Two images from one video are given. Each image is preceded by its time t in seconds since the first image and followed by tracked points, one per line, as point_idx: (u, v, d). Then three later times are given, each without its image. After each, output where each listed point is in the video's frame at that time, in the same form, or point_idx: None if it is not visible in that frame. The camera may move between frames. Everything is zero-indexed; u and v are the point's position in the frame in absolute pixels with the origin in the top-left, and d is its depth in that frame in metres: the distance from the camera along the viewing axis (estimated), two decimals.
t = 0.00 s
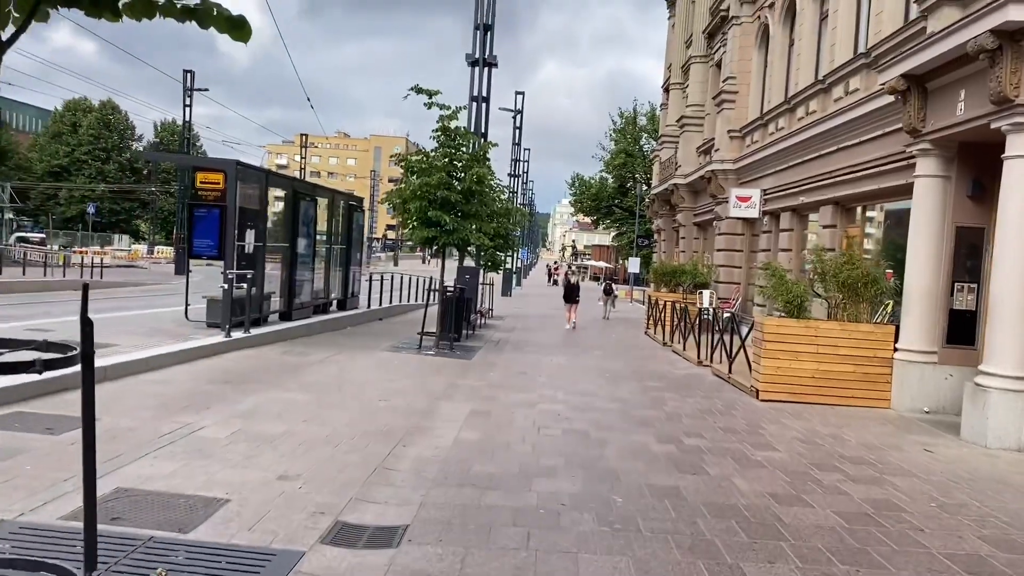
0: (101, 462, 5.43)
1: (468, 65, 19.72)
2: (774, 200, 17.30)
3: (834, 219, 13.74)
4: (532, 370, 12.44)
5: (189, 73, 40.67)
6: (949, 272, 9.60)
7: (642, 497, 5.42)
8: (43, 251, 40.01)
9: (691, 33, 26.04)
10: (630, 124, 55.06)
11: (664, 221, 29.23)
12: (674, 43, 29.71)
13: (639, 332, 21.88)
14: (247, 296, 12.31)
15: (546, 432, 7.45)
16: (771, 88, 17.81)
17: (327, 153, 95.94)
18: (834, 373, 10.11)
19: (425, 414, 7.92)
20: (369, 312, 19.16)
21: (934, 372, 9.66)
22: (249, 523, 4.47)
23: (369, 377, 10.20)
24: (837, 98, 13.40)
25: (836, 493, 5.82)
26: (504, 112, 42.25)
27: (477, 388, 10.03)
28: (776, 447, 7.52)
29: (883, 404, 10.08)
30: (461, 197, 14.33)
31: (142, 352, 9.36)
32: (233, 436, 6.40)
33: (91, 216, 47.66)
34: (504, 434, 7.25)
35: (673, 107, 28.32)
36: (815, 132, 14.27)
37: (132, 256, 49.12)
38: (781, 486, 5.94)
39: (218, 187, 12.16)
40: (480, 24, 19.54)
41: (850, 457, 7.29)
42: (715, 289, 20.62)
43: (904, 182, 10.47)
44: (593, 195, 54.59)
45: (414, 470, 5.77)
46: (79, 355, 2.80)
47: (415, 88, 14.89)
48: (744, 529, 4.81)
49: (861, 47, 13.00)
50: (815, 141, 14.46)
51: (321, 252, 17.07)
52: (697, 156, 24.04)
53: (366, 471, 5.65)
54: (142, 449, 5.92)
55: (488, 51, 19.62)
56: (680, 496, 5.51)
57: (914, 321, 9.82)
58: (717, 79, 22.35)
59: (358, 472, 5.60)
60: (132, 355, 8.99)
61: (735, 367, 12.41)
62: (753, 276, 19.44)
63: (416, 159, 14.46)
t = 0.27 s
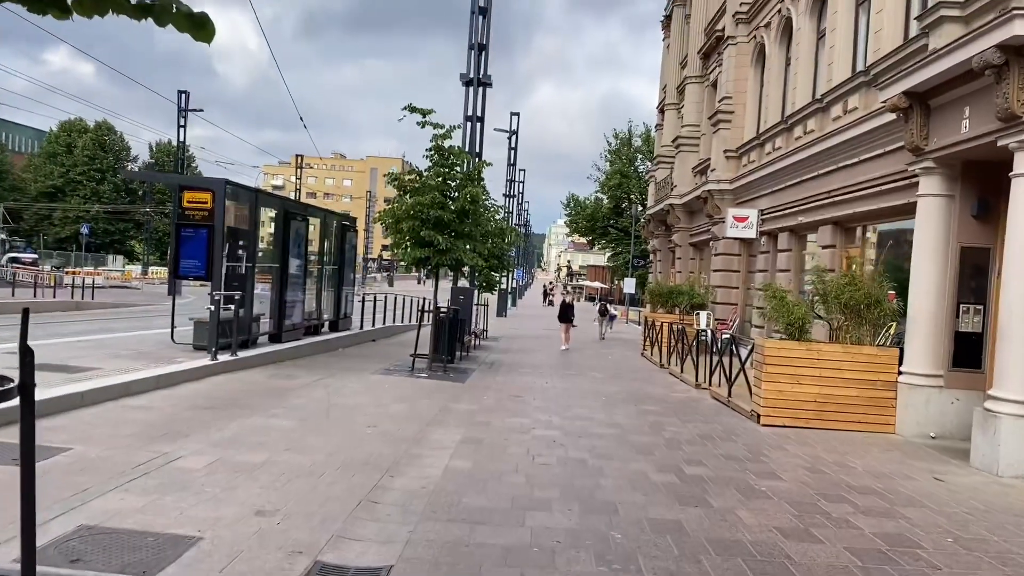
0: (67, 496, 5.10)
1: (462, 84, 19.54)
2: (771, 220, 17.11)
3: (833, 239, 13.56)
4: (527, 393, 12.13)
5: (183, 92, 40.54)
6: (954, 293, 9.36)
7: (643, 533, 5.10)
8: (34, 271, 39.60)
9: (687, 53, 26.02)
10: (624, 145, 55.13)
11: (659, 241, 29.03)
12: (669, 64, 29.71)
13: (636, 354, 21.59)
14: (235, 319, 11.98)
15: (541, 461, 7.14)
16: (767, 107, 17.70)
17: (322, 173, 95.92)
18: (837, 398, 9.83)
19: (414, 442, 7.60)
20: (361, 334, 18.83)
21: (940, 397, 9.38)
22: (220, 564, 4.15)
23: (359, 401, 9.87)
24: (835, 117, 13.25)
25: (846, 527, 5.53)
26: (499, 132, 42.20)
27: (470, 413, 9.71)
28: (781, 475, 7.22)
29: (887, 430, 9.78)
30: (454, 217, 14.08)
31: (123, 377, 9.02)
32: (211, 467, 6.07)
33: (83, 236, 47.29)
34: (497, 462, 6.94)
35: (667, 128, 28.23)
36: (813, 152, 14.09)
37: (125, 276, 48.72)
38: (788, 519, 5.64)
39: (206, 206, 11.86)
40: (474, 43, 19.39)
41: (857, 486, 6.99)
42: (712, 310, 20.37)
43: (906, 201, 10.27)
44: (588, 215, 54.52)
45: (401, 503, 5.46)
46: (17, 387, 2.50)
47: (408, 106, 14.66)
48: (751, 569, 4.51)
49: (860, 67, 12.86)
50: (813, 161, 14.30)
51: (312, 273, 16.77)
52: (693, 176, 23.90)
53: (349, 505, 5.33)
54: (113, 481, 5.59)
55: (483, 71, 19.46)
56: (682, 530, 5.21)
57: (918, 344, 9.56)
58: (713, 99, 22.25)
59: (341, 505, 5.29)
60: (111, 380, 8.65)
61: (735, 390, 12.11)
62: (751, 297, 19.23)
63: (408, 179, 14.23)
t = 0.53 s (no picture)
0: (38, 528, 4.80)
1: (459, 101, 19.38)
2: (772, 237, 16.92)
3: (835, 256, 13.37)
4: (524, 414, 11.83)
5: (179, 110, 40.44)
6: (963, 312, 9.13)
7: (649, 565, 4.81)
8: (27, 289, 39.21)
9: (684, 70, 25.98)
10: (622, 163, 55.16)
11: (658, 258, 28.84)
12: (666, 81, 29.69)
13: (635, 373, 21.31)
14: (225, 338, 11.70)
15: (540, 487, 6.85)
16: (767, 123, 17.58)
17: (320, 191, 95.91)
18: (844, 419, 9.54)
19: (408, 466, 7.31)
20: (355, 353, 18.53)
21: (949, 418, 9.12)
22: None
23: (352, 423, 9.59)
24: (837, 132, 13.10)
25: (863, 558, 5.25)
26: (497, 150, 42.15)
27: (466, 435, 9.42)
28: (790, 501, 6.94)
29: (895, 452, 9.49)
30: (451, 233, 13.86)
31: (107, 398, 8.73)
32: (194, 494, 5.77)
33: (78, 254, 46.98)
34: (494, 488, 6.66)
35: (665, 145, 28.14)
36: (815, 168, 13.94)
37: (119, 294, 48.34)
38: (800, 549, 5.36)
39: (197, 223, 11.62)
40: (471, 59, 19.26)
41: (869, 512, 6.71)
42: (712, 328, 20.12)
43: (912, 217, 10.08)
44: (585, 233, 54.41)
45: (393, 534, 5.17)
46: None
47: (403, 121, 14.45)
48: None
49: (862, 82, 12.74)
50: (814, 177, 14.13)
51: (306, 291, 16.50)
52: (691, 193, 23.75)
53: (336, 536, 5.04)
54: (88, 511, 5.29)
55: (480, 88, 19.33)
56: (690, 563, 4.92)
57: (926, 364, 9.31)
58: (711, 116, 22.16)
59: (330, 537, 5.00)
60: (95, 402, 8.36)
61: (737, 411, 11.82)
62: (751, 315, 19.01)
63: (404, 195, 14.02)
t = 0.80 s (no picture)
0: None
1: (457, 118, 19.17)
2: (774, 256, 16.65)
3: (841, 275, 13.09)
4: (522, 438, 11.45)
5: (177, 129, 40.31)
6: (976, 332, 8.82)
7: None
8: (22, 309, 38.85)
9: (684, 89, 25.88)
10: (621, 183, 55.10)
11: (658, 278, 28.55)
12: (666, 100, 29.62)
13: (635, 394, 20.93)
14: (214, 359, 11.36)
15: (537, 518, 6.48)
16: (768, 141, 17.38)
17: (318, 211, 95.81)
18: (854, 445, 9.18)
19: (399, 495, 6.94)
20: (350, 374, 18.17)
21: (964, 444, 8.76)
22: None
23: (343, 448, 9.21)
24: (842, 149, 12.87)
25: None
26: (495, 170, 42.03)
27: (461, 461, 9.04)
28: (801, 532, 6.58)
29: (907, 479, 9.11)
30: (447, 251, 13.57)
31: (86, 423, 8.36)
32: (169, 527, 5.41)
33: (74, 273, 46.65)
34: (489, 519, 6.29)
35: (665, 164, 27.98)
36: (819, 185, 13.72)
37: (116, 314, 47.96)
38: None
39: (185, 241, 11.32)
40: (469, 77, 19.09)
41: (886, 544, 6.35)
42: (714, 349, 19.77)
43: (921, 234, 9.82)
44: (584, 252, 54.19)
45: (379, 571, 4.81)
46: None
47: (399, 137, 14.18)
48: None
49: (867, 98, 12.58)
50: (818, 195, 13.89)
51: (300, 311, 16.17)
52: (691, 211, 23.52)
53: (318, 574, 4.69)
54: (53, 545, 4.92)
55: (478, 105, 19.12)
56: None
57: (939, 386, 8.97)
58: (711, 134, 22.00)
59: None
60: (72, 427, 7.99)
61: (742, 435, 11.46)
62: (753, 335, 18.69)
63: (399, 212, 13.74)
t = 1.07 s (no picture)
0: None
1: (454, 128, 18.95)
2: (777, 267, 16.39)
3: (847, 286, 12.84)
4: (521, 453, 11.13)
5: (176, 141, 40.13)
6: (989, 344, 8.54)
7: None
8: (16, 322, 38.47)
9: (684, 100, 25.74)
10: (620, 196, 54.99)
11: (658, 290, 28.28)
12: (665, 111, 29.50)
13: (636, 408, 20.61)
14: (204, 372, 11.07)
15: (537, 538, 6.17)
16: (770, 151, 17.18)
17: (317, 224, 95.67)
18: (864, 461, 8.87)
19: (392, 513, 6.63)
20: (346, 388, 17.85)
21: (978, 460, 8.46)
22: None
23: (335, 463, 8.90)
24: (847, 158, 12.64)
25: None
26: (493, 182, 41.89)
27: (457, 477, 8.73)
28: (813, 554, 6.26)
29: (919, 496, 8.80)
30: (444, 262, 13.32)
31: (69, 438, 8.05)
32: (145, 549, 5.09)
33: (71, 286, 46.32)
34: (485, 540, 5.98)
35: (664, 176, 27.79)
36: (823, 195, 13.51)
37: (111, 327, 47.57)
38: None
39: (176, 251, 11.05)
40: (467, 87, 18.91)
41: (902, 567, 6.04)
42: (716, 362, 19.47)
43: (932, 243, 9.60)
44: (583, 265, 53.97)
45: None
46: None
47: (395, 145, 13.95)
48: None
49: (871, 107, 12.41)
50: (823, 205, 13.69)
51: (295, 323, 15.88)
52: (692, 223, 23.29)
53: None
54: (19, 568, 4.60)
55: (476, 115, 18.92)
56: None
57: (951, 400, 8.68)
58: (712, 145, 21.82)
59: None
60: (53, 442, 7.68)
61: (747, 450, 11.15)
62: (755, 348, 18.41)
63: (395, 223, 13.49)
